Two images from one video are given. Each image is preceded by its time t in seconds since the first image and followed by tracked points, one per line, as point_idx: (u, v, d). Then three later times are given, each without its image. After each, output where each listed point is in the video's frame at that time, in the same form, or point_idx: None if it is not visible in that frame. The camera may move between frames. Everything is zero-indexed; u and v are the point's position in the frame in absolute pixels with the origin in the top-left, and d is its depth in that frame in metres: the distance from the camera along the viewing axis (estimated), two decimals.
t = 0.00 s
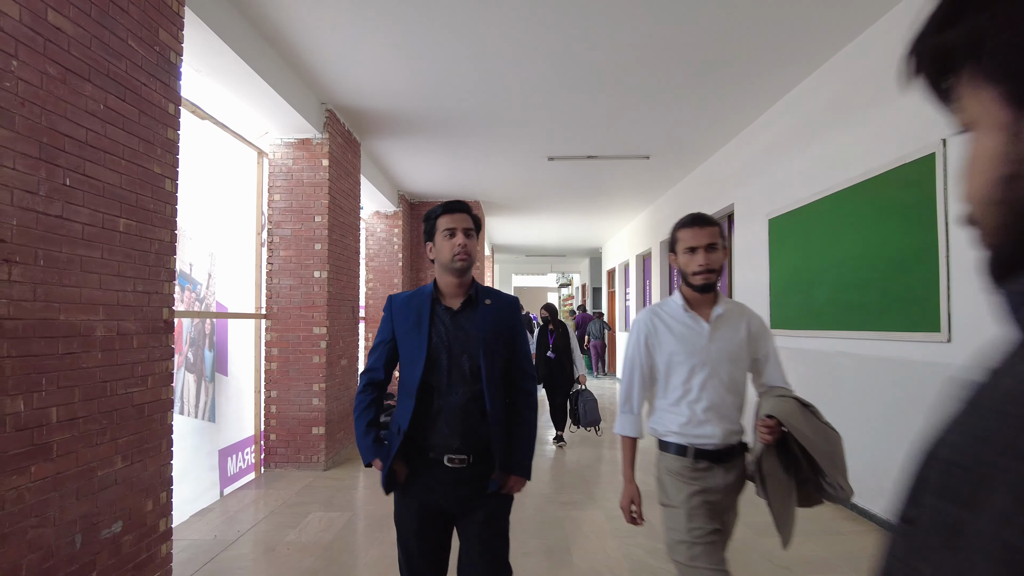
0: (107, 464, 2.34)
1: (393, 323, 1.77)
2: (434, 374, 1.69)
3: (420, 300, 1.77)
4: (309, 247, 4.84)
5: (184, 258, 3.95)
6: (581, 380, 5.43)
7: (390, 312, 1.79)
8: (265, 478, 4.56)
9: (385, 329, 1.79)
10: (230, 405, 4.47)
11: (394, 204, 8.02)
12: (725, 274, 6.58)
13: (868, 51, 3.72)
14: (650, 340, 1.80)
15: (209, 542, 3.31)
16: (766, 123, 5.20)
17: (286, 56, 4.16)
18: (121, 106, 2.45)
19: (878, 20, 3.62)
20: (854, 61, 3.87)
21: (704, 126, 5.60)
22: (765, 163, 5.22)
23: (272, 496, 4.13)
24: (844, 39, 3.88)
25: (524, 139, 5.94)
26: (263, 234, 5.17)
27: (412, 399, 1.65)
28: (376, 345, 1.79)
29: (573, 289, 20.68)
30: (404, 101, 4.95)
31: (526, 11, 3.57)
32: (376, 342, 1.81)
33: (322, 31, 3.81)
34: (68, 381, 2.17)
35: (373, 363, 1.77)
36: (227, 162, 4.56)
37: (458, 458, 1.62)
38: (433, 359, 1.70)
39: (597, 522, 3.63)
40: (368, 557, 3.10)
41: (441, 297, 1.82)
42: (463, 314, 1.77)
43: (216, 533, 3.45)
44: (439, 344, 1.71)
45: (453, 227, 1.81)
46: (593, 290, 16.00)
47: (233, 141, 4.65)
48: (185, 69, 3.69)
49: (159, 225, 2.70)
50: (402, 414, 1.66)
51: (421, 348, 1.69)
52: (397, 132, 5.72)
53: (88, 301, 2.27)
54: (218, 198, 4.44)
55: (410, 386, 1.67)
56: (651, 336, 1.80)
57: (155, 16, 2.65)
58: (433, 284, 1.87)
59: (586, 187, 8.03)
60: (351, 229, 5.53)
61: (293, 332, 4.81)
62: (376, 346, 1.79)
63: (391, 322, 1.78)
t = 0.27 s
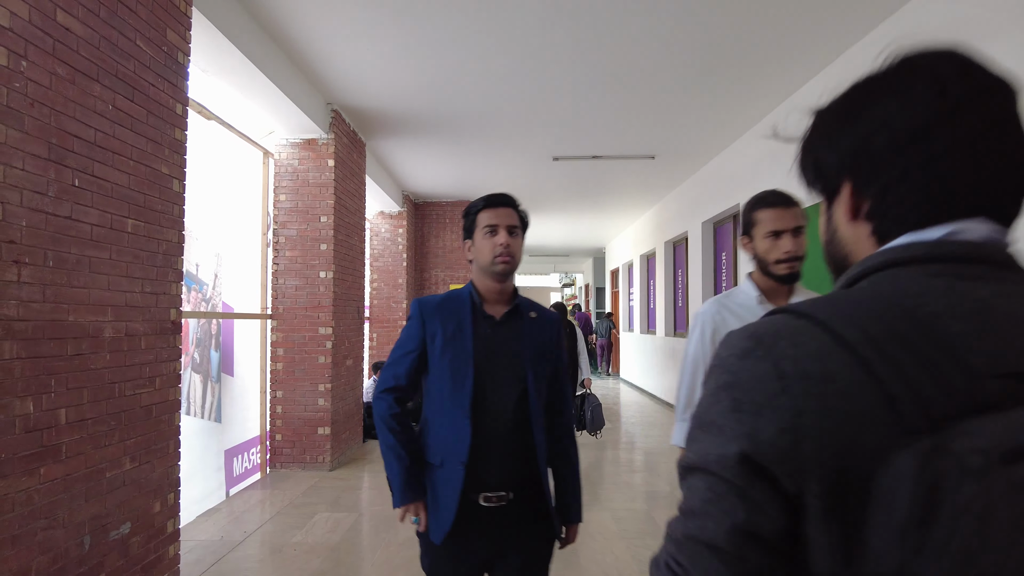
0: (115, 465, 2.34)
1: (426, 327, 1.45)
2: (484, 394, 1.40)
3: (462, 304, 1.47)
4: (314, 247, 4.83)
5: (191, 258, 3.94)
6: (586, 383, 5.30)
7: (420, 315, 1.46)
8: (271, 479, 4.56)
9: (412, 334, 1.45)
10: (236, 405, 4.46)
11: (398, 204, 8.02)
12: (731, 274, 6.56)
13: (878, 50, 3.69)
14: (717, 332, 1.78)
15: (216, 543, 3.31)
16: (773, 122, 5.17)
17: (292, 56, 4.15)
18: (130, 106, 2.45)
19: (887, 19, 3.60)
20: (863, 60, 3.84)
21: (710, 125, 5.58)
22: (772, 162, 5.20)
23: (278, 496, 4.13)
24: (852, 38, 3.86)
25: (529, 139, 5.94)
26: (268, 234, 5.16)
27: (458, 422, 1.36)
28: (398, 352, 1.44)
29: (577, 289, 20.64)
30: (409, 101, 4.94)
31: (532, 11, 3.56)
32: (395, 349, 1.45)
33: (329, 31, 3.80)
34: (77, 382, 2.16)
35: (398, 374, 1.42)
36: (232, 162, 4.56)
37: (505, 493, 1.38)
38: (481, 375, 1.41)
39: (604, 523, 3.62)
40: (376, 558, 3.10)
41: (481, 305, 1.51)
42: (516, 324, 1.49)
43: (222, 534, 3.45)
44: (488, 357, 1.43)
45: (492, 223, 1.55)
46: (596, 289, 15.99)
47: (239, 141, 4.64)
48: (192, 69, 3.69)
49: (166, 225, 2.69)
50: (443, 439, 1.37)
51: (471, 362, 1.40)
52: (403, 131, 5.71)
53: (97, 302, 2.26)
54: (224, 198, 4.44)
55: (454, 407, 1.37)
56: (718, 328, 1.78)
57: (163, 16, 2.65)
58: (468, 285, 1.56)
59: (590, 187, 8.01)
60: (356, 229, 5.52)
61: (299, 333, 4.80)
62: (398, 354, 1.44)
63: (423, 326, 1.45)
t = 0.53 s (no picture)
0: (120, 465, 2.33)
1: (453, 314, 1.36)
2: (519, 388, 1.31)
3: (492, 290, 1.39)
4: (318, 246, 4.82)
5: (194, 258, 3.94)
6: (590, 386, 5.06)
7: (447, 301, 1.38)
8: (274, 479, 4.55)
9: (439, 320, 1.36)
10: (239, 405, 4.45)
11: (401, 204, 8.01)
12: (734, 274, 6.53)
13: (883, 49, 3.68)
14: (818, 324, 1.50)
15: (220, 543, 3.30)
16: (778, 121, 5.15)
17: (295, 55, 4.14)
18: (135, 105, 2.44)
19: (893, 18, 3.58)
20: (868, 59, 3.83)
21: (714, 125, 5.57)
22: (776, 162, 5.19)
23: (281, 497, 4.12)
24: (858, 37, 3.85)
25: (532, 138, 5.92)
26: (271, 234, 5.15)
27: (491, 419, 1.26)
28: (424, 340, 1.35)
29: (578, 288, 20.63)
30: (412, 100, 4.93)
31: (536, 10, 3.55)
32: (421, 337, 1.36)
33: (333, 30, 3.79)
34: (82, 382, 2.15)
35: (423, 363, 1.33)
36: (235, 161, 4.55)
37: (543, 505, 1.27)
38: (514, 367, 1.32)
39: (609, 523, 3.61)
40: (380, 559, 3.09)
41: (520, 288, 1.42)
42: (551, 313, 1.39)
43: (226, 534, 3.44)
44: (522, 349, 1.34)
45: (534, 198, 1.39)
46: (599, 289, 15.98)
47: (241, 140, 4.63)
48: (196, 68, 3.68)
49: (171, 224, 2.68)
50: (475, 438, 1.28)
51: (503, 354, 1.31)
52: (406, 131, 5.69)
53: (101, 302, 2.25)
54: (227, 197, 4.43)
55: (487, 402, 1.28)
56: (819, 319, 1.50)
57: (168, 14, 2.64)
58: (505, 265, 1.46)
59: (593, 186, 8.00)
60: (359, 228, 5.51)
61: (302, 332, 4.79)
62: (423, 341, 1.35)
63: (451, 313, 1.36)
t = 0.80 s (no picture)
0: (124, 465, 2.32)
1: (470, 330, 1.21)
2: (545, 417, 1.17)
3: (513, 303, 1.24)
4: (320, 246, 4.82)
5: (196, 257, 3.92)
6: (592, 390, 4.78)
7: (462, 314, 1.22)
8: (276, 479, 4.54)
9: (452, 338, 1.20)
10: (240, 405, 4.44)
11: (402, 204, 8.00)
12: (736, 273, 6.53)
13: (886, 49, 3.68)
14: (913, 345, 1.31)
15: (222, 543, 3.28)
16: (780, 121, 5.16)
17: (298, 54, 4.13)
18: (138, 103, 2.43)
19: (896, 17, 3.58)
20: (871, 58, 3.83)
21: (716, 124, 5.56)
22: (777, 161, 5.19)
23: (283, 497, 4.11)
24: (861, 36, 3.84)
25: (534, 137, 5.92)
26: (273, 233, 5.14)
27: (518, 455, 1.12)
28: (436, 360, 1.19)
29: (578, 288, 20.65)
30: (415, 100, 4.93)
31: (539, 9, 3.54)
32: (430, 356, 1.20)
33: (336, 29, 3.78)
34: (85, 382, 2.14)
35: (437, 388, 1.17)
36: (237, 161, 4.54)
37: (574, 559, 1.14)
38: (540, 391, 1.18)
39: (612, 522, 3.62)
40: (384, 559, 3.08)
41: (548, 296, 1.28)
42: (579, 327, 1.26)
43: (228, 534, 3.43)
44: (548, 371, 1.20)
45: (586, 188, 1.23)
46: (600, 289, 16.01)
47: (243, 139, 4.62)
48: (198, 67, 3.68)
49: (173, 223, 2.67)
50: (498, 475, 1.13)
51: (530, 379, 1.16)
52: (408, 130, 5.68)
53: (104, 301, 2.23)
54: (229, 196, 4.42)
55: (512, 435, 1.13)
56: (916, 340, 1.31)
57: (171, 12, 2.63)
58: (528, 269, 1.31)
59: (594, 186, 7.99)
60: (361, 228, 5.51)
61: (304, 332, 4.78)
62: (434, 361, 1.18)
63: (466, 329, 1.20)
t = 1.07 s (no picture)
0: (126, 465, 2.30)
1: (539, 307, 0.75)
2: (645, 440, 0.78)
3: (587, 273, 0.82)
4: (321, 245, 4.81)
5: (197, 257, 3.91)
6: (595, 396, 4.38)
7: (524, 279, 0.75)
8: (277, 479, 4.52)
9: (510, 318, 0.72)
10: (242, 405, 4.43)
11: (403, 203, 7.99)
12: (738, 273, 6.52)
13: (889, 48, 3.67)
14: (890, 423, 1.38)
15: (225, 544, 3.27)
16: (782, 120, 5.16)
17: (300, 53, 4.12)
18: (141, 102, 2.42)
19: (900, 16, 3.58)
20: (875, 57, 3.82)
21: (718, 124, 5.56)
22: (779, 161, 5.19)
23: (285, 497, 4.09)
24: (864, 35, 3.84)
25: (536, 137, 5.92)
26: (275, 233, 5.13)
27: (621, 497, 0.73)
28: (482, 353, 0.70)
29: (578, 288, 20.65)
30: (417, 99, 4.92)
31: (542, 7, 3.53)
32: (466, 348, 0.71)
33: (339, 28, 3.77)
34: (88, 381, 2.12)
35: (487, 398, 0.70)
36: (238, 160, 4.53)
37: None
38: (649, 402, 0.83)
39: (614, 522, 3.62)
40: (387, 559, 3.07)
41: (626, 274, 0.87)
42: (646, 322, 0.96)
43: (230, 535, 3.41)
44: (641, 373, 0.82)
45: (692, 147, 0.86)
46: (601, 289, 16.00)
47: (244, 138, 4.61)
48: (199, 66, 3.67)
49: (177, 222, 2.66)
50: (582, 528, 0.73)
51: (630, 382, 0.79)
52: (409, 129, 5.67)
53: (107, 300, 2.22)
54: (231, 196, 4.41)
55: (608, 466, 0.74)
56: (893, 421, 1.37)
57: (174, 11, 2.62)
58: (585, 232, 0.90)
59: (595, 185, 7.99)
60: (363, 227, 5.50)
61: (306, 332, 4.77)
62: (482, 353, 0.70)
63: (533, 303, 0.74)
